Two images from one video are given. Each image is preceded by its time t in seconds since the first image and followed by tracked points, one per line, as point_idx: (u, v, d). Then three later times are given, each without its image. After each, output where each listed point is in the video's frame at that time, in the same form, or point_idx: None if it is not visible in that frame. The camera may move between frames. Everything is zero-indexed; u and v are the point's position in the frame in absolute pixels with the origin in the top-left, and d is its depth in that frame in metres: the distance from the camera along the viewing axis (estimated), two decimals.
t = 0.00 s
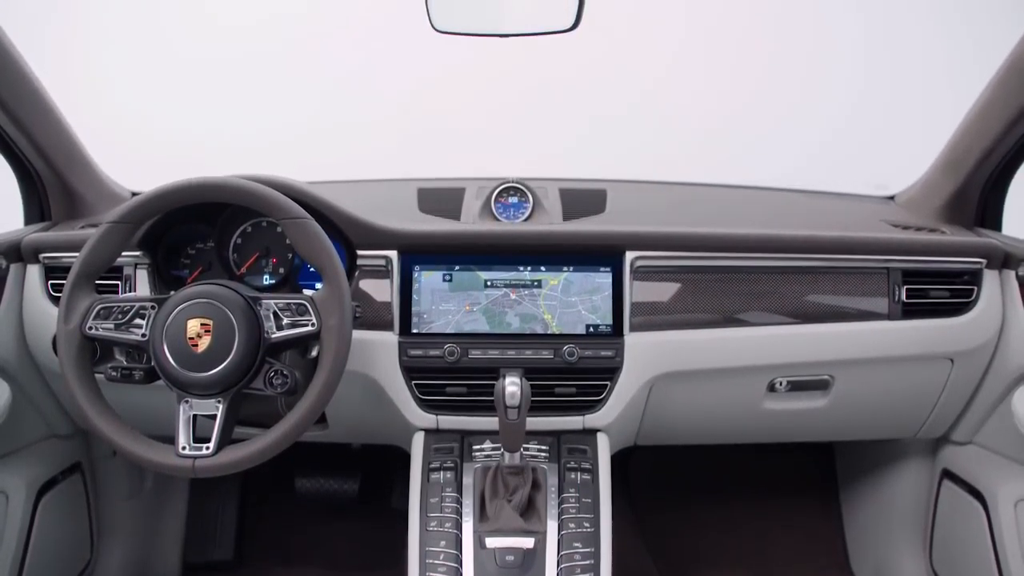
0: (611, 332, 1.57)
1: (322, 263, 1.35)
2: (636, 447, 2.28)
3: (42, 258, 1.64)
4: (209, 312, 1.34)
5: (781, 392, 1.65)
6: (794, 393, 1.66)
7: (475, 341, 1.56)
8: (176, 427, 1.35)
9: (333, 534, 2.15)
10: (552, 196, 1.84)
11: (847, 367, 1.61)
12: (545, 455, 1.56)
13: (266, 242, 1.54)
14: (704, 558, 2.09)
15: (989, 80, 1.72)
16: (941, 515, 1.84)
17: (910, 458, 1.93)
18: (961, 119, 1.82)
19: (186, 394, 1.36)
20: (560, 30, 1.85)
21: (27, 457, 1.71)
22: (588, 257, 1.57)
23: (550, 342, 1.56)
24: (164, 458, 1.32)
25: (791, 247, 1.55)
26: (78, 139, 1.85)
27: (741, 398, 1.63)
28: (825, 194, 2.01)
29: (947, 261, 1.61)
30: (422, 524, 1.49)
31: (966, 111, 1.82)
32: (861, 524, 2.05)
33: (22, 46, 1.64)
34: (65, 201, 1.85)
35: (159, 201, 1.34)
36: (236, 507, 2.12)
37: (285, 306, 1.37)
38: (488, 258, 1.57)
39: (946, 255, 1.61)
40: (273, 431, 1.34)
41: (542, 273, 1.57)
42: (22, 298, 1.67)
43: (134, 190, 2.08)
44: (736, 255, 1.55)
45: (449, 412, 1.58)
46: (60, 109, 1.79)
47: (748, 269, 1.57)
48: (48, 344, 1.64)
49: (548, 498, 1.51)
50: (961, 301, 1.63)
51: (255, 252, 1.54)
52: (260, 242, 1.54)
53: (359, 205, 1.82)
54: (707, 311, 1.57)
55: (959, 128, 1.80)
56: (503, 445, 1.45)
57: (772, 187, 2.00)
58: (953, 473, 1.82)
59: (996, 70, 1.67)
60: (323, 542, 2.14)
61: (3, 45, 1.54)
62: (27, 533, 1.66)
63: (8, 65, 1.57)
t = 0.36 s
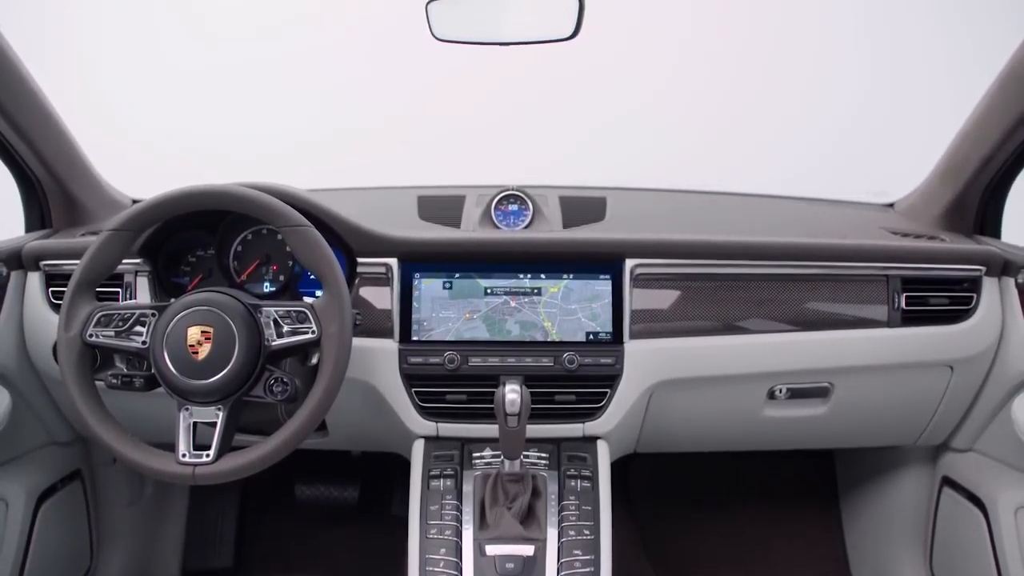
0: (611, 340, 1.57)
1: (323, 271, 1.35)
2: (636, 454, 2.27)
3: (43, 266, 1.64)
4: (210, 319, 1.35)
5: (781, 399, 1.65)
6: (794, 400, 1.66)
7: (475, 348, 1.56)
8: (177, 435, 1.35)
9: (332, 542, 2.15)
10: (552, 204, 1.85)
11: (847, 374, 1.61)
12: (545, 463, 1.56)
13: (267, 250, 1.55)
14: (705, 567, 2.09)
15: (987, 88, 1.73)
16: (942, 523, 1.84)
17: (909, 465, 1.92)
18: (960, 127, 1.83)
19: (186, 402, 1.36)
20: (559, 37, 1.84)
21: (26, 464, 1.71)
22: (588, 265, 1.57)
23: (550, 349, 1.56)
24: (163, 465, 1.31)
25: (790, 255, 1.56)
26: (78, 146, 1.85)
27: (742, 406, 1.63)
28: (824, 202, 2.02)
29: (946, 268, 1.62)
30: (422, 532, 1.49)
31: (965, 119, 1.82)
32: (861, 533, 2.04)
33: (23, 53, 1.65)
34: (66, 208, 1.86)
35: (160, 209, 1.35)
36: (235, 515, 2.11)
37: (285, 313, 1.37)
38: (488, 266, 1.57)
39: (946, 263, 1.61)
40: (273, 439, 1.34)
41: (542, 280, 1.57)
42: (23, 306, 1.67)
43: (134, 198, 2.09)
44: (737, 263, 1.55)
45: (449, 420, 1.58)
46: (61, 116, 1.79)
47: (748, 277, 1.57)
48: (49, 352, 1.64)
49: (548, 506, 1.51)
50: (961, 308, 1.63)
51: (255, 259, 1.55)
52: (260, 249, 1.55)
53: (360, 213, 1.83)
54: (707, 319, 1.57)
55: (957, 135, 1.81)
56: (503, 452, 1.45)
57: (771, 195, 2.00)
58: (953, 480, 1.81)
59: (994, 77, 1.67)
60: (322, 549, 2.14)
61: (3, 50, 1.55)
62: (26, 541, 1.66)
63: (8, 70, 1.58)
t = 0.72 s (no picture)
0: (611, 345, 1.57)
1: (323, 277, 1.35)
2: (636, 461, 2.25)
3: (43, 271, 1.65)
4: (210, 325, 1.35)
5: (781, 405, 1.65)
6: (794, 406, 1.66)
7: (475, 354, 1.56)
8: (177, 440, 1.35)
9: (332, 547, 2.15)
10: (552, 210, 1.85)
11: (846, 380, 1.61)
12: (545, 469, 1.56)
13: (268, 257, 1.55)
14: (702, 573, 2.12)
15: (987, 94, 1.73)
16: (942, 529, 1.84)
17: (909, 471, 1.92)
18: (959, 133, 1.83)
19: (186, 407, 1.36)
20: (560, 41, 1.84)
21: (26, 470, 1.71)
22: (588, 271, 1.57)
23: (550, 355, 1.56)
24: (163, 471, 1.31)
25: (790, 261, 1.56)
26: (78, 151, 1.86)
27: (742, 412, 1.63)
28: (822, 208, 2.02)
29: (945, 274, 1.62)
30: (422, 538, 1.49)
31: (964, 125, 1.83)
32: (861, 538, 2.05)
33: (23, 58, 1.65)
34: (66, 213, 1.86)
35: (160, 215, 1.35)
36: (235, 523, 2.11)
37: (285, 319, 1.38)
38: (488, 271, 1.58)
39: (945, 268, 1.61)
40: (273, 445, 1.34)
41: (542, 286, 1.58)
42: (23, 312, 1.67)
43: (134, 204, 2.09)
44: (736, 269, 1.55)
45: (449, 426, 1.58)
46: (61, 121, 1.80)
47: (748, 283, 1.58)
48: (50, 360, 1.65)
49: (548, 512, 1.51)
50: (960, 314, 1.63)
51: (256, 265, 1.55)
52: (261, 255, 1.55)
53: (360, 219, 1.83)
54: (707, 325, 1.57)
55: (957, 141, 1.82)
56: (503, 458, 1.45)
57: (770, 201, 2.01)
58: (953, 486, 1.82)
59: (993, 83, 1.68)
60: (322, 556, 2.14)
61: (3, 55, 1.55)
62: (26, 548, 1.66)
63: (8, 74, 1.58)
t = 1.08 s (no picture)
0: (610, 350, 1.57)
1: (323, 282, 1.35)
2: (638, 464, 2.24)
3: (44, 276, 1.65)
4: (210, 330, 1.35)
5: (781, 409, 1.65)
6: (794, 411, 1.66)
7: (475, 359, 1.57)
8: (177, 445, 1.35)
9: (332, 552, 2.14)
10: (552, 215, 1.86)
11: (846, 385, 1.61)
12: (545, 473, 1.56)
13: (268, 261, 1.55)
14: None
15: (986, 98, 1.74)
16: (942, 533, 1.84)
17: (909, 475, 1.92)
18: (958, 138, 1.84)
19: (186, 412, 1.36)
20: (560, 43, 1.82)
21: (27, 475, 1.71)
22: (588, 275, 1.57)
23: (550, 360, 1.57)
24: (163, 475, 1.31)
25: (789, 265, 1.56)
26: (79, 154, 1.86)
27: (742, 416, 1.63)
28: (822, 212, 2.03)
29: (944, 278, 1.62)
30: (422, 542, 1.49)
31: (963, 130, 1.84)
32: (861, 542, 2.05)
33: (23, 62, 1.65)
34: (66, 216, 1.86)
35: (160, 219, 1.35)
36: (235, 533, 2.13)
37: (285, 324, 1.38)
38: (488, 276, 1.58)
39: (945, 273, 1.61)
40: (273, 449, 1.34)
41: (542, 291, 1.58)
42: (24, 316, 1.67)
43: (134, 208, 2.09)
44: (736, 273, 1.56)
45: (449, 430, 1.58)
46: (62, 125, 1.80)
47: (748, 288, 1.58)
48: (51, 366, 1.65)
49: (548, 517, 1.51)
50: (960, 319, 1.63)
51: (256, 270, 1.56)
52: (261, 260, 1.55)
53: (361, 224, 1.84)
54: (707, 329, 1.58)
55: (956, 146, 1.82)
56: (503, 463, 1.45)
57: (770, 206, 2.01)
58: (953, 490, 1.82)
59: (992, 88, 1.68)
60: (321, 561, 2.13)
61: (3, 58, 1.55)
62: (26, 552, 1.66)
63: (7, 76, 1.58)
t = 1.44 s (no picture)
0: (610, 354, 1.57)
1: (323, 285, 1.35)
2: (638, 467, 2.25)
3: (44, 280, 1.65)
4: (210, 334, 1.35)
5: (781, 413, 1.65)
6: (794, 414, 1.66)
7: (475, 362, 1.57)
8: (177, 449, 1.35)
9: (331, 555, 2.14)
10: (552, 219, 1.86)
11: (846, 389, 1.61)
12: (545, 477, 1.56)
13: (268, 264, 1.55)
14: None
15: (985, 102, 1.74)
16: (942, 536, 1.84)
17: (909, 478, 1.92)
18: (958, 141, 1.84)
19: (186, 416, 1.36)
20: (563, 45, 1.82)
21: (27, 478, 1.71)
22: (588, 279, 1.58)
23: (550, 363, 1.57)
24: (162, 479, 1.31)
25: (789, 269, 1.56)
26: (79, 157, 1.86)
27: (741, 420, 1.63)
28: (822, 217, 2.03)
29: (944, 282, 1.62)
30: (422, 546, 1.49)
31: (962, 134, 1.84)
32: (862, 546, 2.04)
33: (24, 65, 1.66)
34: (66, 219, 1.86)
35: (160, 223, 1.35)
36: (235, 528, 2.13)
37: (285, 327, 1.38)
38: (488, 280, 1.58)
39: (944, 276, 1.61)
40: (273, 452, 1.34)
41: (542, 295, 1.58)
42: (24, 318, 1.67)
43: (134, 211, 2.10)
44: (736, 277, 1.56)
45: (449, 434, 1.58)
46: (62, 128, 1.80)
47: (748, 291, 1.58)
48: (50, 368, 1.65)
49: (548, 520, 1.51)
50: (959, 322, 1.63)
51: (256, 273, 1.55)
52: (261, 264, 1.55)
53: (361, 228, 1.84)
54: (707, 333, 1.58)
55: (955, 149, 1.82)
56: (503, 467, 1.45)
57: (770, 210, 2.01)
58: (953, 494, 1.82)
59: (992, 92, 1.69)
60: (321, 564, 2.13)
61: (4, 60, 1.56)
62: (25, 555, 1.66)
63: (8, 79, 1.58)
